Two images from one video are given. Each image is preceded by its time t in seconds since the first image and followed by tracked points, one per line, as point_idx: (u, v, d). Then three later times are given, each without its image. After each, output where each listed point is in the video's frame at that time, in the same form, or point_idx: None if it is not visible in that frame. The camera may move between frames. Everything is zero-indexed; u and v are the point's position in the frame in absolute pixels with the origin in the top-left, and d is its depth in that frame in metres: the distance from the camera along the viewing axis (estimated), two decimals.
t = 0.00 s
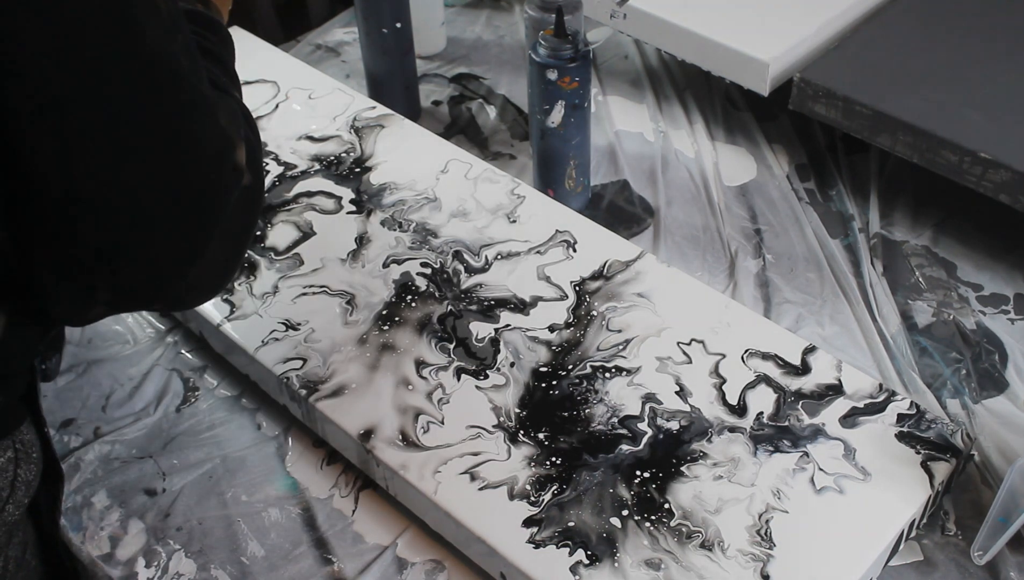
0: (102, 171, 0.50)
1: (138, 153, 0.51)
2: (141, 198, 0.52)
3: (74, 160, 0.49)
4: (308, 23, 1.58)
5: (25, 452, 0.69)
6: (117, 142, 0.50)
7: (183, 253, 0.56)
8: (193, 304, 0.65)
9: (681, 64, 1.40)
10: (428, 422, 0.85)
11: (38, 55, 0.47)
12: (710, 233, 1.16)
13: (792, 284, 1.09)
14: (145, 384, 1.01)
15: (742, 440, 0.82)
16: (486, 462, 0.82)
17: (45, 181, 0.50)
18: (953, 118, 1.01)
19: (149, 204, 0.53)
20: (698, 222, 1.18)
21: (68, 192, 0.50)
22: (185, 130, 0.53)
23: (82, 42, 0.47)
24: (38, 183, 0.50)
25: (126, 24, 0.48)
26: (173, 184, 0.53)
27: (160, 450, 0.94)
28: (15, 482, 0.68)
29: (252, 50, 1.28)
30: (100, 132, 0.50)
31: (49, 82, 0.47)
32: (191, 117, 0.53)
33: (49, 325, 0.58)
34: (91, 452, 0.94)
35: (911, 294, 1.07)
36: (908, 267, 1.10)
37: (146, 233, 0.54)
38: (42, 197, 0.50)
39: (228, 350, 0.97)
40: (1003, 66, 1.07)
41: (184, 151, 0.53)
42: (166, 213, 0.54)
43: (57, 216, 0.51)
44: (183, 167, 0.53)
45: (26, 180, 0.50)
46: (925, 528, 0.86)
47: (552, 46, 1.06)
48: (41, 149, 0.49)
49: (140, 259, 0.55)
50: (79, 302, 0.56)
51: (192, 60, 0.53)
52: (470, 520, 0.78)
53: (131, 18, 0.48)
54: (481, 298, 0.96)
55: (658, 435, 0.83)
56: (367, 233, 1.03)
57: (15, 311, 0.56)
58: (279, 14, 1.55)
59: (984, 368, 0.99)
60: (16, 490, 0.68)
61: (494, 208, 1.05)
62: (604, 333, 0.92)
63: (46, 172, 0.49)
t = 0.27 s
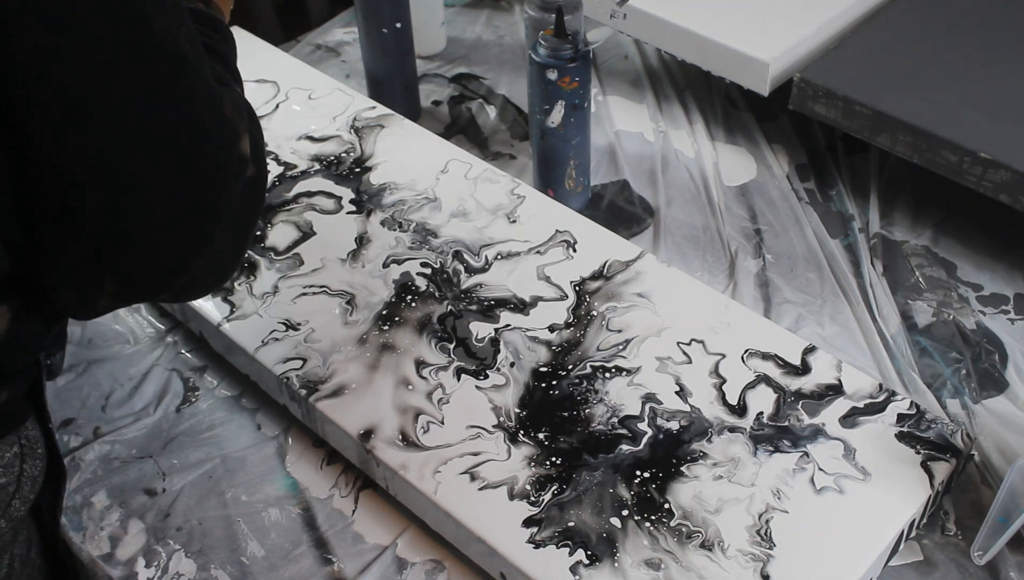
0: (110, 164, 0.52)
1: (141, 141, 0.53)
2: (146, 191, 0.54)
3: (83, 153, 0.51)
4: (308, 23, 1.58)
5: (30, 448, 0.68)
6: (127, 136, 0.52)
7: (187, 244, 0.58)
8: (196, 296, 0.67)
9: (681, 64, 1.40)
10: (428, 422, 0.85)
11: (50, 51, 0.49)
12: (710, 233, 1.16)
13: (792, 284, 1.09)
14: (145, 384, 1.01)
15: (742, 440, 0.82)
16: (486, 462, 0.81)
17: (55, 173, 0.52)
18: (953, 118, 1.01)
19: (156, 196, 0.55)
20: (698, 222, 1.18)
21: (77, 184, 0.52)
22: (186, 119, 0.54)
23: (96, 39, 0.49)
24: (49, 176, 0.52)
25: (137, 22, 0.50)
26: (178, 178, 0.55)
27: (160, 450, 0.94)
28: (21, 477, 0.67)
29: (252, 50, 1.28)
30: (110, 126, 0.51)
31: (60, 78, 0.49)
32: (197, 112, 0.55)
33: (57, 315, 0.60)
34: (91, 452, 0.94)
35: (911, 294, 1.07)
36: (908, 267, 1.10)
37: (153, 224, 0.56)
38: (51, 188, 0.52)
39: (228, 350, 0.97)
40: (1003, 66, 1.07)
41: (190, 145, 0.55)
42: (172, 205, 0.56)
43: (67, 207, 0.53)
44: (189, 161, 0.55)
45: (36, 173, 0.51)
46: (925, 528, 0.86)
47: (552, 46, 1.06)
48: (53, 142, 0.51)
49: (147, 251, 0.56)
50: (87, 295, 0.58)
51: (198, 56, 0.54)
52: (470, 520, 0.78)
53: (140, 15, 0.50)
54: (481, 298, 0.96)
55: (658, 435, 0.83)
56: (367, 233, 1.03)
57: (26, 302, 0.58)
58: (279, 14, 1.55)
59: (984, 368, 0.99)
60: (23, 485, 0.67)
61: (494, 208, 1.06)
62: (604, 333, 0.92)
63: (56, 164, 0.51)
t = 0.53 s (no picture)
0: (116, 156, 0.53)
1: (146, 130, 0.53)
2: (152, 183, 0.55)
3: (89, 145, 0.52)
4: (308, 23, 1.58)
5: (37, 442, 0.68)
6: (132, 128, 0.53)
7: (193, 235, 0.59)
8: (201, 285, 0.68)
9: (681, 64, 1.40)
10: (428, 422, 0.85)
11: (53, 45, 0.49)
12: (710, 233, 1.16)
13: (792, 284, 1.09)
14: (145, 384, 1.01)
15: (742, 440, 0.82)
16: (487, 462, 0.81)
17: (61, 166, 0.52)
18: (953, 118, 1.01)
19: (162, 188, 0.55)
20: (698, 222, 1.18)
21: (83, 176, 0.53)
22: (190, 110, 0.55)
23: (100, 32, 0.50)
24: (55, 168, 0.52)
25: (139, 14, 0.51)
26: (184, 170, 0.56)
27: (160, 450, 0.94)
28: (29, 472, 0.67)
29: (252, 50, 1.28)
30: (114, 119, 0.52)
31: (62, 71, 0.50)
32: (202, 105, 0.55)
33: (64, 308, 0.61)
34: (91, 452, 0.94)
35: (911, 294, 1.07)
36: (908, 267, 1.10)
37: (158, 216, 0.56)
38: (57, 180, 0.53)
39: (228, 350, 0.97)
40: (1003, 66, 1.07)
41: (195, 138, 0.56)
42: (178, 198, 0.57)
43: (73, 200, 0.54)
44: (194, 153, 0.56)
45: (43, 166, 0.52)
46: (925, 529, 0.86)
47: (552, 46, 1.06)
48: (59, 135, 0.51)
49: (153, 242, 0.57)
50: (93, 286, 0.58)
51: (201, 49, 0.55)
52: (470, 520, 0.78)
53: (144, 8, 0.51)
54: (481, 298, 0.96)
55: (658, 435, 0.83)
56: (367, 233, 1.03)
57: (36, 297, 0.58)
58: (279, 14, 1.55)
59: (984, 368, 0.99)
60: (30, 479, 0.68)
61: (494, 208, 1.06)
62: (604, 332, 0.92)
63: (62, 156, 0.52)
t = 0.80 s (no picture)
0: (118, 152, 0.53)
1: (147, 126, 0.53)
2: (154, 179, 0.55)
3: (89, 142, 0.52)
4: (308, 23, 1.58)
5: (40, 439, 0.68)
6: (134, 124, 0.53)
7: (195, 230, 0.59)
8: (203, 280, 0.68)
9: (681, 64, 1.40)
10: (428, 422, 0.85)
11: (53, 42, 0.49)
12: (710, 232, 1.16)
13: (792, 284, 1.09)
14: (145, 384, 1.01)
15: (742, 440, 0.82)
16: (487, 462, 0.82)
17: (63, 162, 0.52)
18: (953, 118, 1.01)
19: (164, 183, 0.55)
20: (698, 222, 1.18)
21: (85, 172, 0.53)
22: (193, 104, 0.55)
23: (99, 29, 0.50)
24: (57, 164, 0.52)
25: (139, 9, 0.51)
26: (186, 165, 0.56)
27: (160, 450, 0.94)
28: (33, 469, 0.67)
29: (252, 50, 1.27)
30: (115, 114, 0.52)
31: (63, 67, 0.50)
32: (204, 100, 0.55)
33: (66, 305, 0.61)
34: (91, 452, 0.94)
35: (911, 294, 1.07)
36: (908, 267, 1.10)
37: (159, 210, 0.56)
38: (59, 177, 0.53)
39: (228, 350, 0.97)
40: (1002, 66, 1.07)
41: (198, 133, 0.56)
42: (180, 193, 0.57)
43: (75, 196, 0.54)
44: (196, 149, 0.56)
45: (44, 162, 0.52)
46: (925, 528, 0.86)
47: (552, 46, 1.06)
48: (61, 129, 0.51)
49: (155, 238, 0.57)
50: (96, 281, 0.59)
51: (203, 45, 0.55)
52: (470, 520, 0.78)
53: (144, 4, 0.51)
54: (481, 298, 0.96)
55: (658, 435, 0.83)
56: (368, 233, 1.03)
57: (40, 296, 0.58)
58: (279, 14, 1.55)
59: (984, 368, 0.99)
60: (34, 476, 0.68)
61: (493, 208, 1.06)
62: (604, 332, 0.92)
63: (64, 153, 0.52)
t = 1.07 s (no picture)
0: (117, 147, 0.53)
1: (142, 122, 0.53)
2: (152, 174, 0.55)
3: (85, 138, 0.52)
4: (307, 23, 1.58)
5: (37, 438, 0.68)
6: (131, 119, 0.53)
7: (193, 227, 0.59)
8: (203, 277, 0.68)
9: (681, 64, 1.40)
10: (428, 422, 0.85)
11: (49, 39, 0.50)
12: (710, 233, 1.16)
13: (792, 284, 1.09)
14: (145, 384, 1.01)
15: (742, 440, 0.82)
16: (487, 462, 0.82)
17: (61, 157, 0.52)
18: (953, 118, 1.01)
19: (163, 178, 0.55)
20: (697, 222, 1.18)
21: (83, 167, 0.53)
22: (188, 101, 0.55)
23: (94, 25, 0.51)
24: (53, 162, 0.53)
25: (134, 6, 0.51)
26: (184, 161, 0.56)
27: (160, 449, 0.94)
28: (29, 467, 0.68)
29: (253, 50, 1.27)
30: (110, 111, 0.52)
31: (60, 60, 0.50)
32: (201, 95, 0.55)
33: (67, 302, 0.61)
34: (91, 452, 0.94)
35: (911, 294, 1.07)
36: (908, 267, 1.10)
37: (155, 208, 0.56)
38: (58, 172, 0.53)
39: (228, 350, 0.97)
40: (1002, 66, 1.07)
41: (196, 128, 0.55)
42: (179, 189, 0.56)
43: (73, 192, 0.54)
44: (195, 144, 0.56)
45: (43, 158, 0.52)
46: (925, 528, 0.86)
47: (552, 46, 1.06)
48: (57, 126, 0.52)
49: (154, 234, 0.57)
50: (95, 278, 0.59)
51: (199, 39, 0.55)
52: (470, 519, 0.78)
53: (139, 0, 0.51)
54: (481, 298, 0.96)
55: (658, 435, 0.83)
56: (368, 233, 1.03)
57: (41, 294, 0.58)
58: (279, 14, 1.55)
59: (984, 367, 0.99)
60: (30, 474, 0.68)
61: (493, 208, 1.06)
62: (604, 332, 0.92)
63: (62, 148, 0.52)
